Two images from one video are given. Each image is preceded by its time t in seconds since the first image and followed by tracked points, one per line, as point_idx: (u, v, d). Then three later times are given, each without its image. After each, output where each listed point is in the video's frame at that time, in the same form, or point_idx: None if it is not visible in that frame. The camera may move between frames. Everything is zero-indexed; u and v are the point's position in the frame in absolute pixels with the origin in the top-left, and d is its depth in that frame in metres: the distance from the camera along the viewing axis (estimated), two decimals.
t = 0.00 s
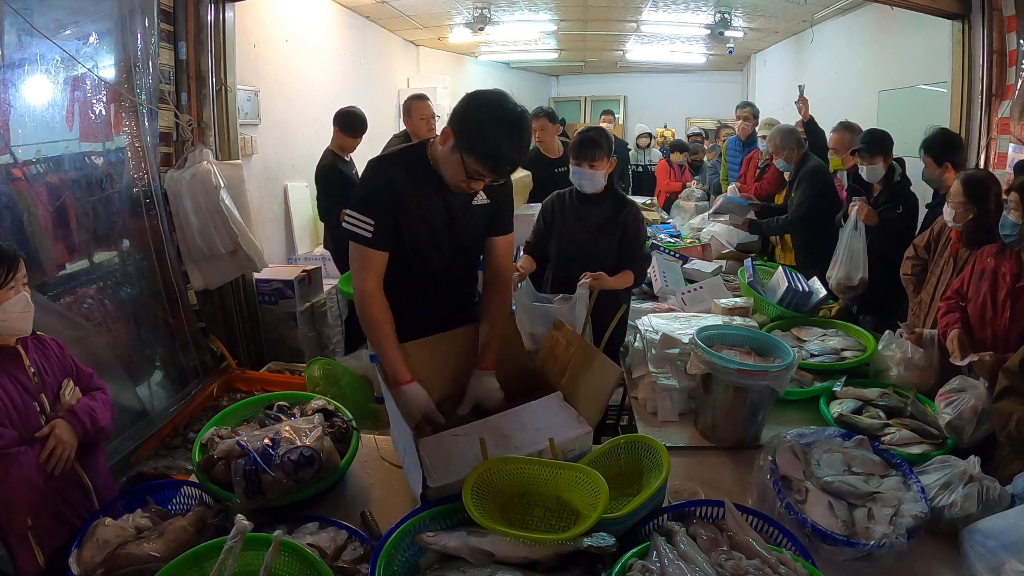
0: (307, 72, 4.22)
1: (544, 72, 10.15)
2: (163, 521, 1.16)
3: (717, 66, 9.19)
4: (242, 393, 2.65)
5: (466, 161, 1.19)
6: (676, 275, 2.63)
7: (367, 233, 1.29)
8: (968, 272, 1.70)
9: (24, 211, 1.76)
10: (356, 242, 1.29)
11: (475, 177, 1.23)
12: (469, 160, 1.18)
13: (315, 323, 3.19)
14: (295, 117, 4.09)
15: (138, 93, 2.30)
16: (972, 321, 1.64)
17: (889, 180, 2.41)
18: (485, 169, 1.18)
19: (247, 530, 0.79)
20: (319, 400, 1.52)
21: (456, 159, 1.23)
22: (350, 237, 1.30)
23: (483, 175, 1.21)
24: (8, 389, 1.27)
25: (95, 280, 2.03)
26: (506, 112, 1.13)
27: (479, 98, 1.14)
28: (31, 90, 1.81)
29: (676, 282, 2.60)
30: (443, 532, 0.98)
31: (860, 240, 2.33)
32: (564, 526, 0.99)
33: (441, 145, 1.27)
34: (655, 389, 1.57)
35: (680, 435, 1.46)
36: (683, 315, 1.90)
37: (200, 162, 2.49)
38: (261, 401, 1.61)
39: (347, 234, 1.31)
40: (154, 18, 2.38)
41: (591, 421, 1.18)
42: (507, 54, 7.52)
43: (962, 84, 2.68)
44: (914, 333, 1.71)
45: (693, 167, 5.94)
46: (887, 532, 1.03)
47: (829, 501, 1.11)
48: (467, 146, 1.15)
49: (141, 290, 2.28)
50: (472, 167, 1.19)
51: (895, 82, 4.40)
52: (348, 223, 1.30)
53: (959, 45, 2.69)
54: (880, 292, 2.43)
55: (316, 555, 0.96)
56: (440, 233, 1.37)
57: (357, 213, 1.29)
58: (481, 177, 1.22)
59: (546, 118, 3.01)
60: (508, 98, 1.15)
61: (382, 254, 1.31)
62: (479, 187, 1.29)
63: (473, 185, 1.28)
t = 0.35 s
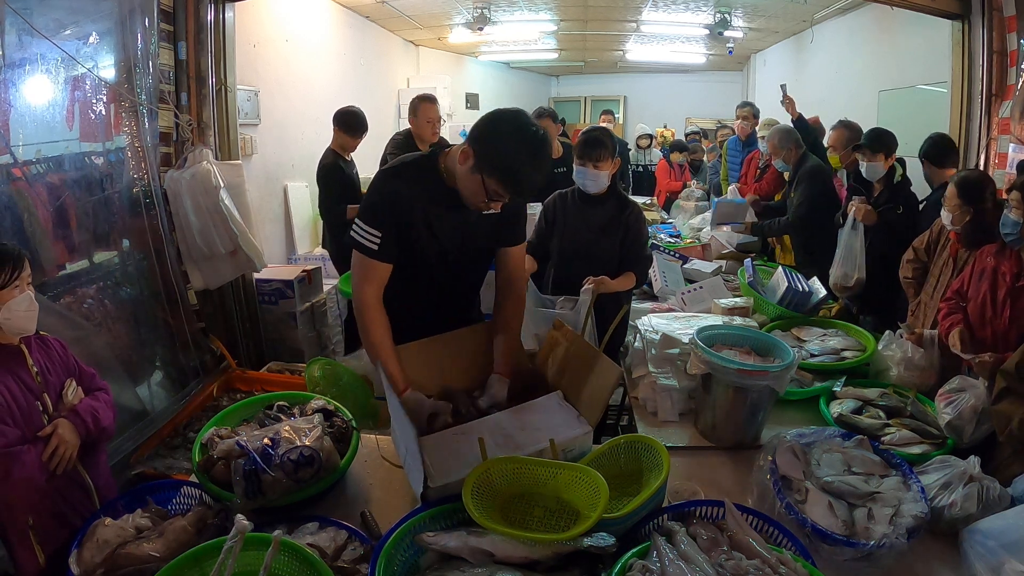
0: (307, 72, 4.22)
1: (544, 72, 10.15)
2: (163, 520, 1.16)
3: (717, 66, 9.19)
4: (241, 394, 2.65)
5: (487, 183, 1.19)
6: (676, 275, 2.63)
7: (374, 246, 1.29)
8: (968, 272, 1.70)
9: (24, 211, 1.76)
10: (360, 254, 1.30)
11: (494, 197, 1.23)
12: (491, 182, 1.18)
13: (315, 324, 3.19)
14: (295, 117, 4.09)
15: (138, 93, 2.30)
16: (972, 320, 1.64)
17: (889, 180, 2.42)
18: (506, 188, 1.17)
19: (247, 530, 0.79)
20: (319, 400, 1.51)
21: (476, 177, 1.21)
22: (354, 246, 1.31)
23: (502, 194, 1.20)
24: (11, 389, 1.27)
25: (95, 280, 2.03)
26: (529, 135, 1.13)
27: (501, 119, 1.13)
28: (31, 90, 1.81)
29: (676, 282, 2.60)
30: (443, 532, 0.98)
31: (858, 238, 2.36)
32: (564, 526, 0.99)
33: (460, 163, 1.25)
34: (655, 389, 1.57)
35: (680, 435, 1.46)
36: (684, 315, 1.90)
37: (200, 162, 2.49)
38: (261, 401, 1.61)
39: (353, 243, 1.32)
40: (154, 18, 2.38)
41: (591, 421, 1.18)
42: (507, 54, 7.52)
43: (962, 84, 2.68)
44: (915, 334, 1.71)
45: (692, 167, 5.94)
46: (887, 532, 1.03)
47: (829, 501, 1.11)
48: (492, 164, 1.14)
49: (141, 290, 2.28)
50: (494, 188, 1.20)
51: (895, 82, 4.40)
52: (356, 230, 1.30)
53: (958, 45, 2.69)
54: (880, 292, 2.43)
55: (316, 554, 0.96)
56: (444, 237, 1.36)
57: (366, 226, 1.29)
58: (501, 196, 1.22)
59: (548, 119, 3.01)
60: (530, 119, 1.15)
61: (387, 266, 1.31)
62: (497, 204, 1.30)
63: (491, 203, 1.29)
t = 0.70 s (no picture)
0: (307, 72, 4.21)
1: (544, 72, 10.15)
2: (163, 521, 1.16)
3: (717, 66, 9.18)
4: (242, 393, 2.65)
5: (482, 191, 1.19)
6: (676, 275, 2.63)
7: (371, 253, 1.30)
8: (968, 272, 1.70)
9: (24, 211, 1.76)
10: (358, 260, 1.31)
11: (490, 204, 1.23)
12: (485, 190, 1.18)
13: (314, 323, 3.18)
14: (295, 117, 4.09)
15: (138, 93, 2.30)
16: (972, 320, 1.64)
17: (890, 181, 2.43)
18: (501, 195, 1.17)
19: (247, 530, 0.79)
20: (319, 400, 1.51)
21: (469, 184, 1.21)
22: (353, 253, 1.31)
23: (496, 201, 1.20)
24: (15, 388, 1.27)
25: (95, 280, 2.03)
26: (523, 141, 1.12)
27: (493, 127, 1.13)
28: (32, 90, 1.81)
29: (676, 282, 2.60)
30: (443, 532, 0.98)
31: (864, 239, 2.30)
32: (564, 526, 0.99)
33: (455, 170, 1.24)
34: (655, 389, 1.57)
35: (680, 435, 1.46)
36: (684, 315, 1.90)
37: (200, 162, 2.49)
38: (261, 401, 1.61)
39: (351, 249, 1.32)
40: (154, 18, 2.38)
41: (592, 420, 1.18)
42: (507, 54, 7.52)
43: (962, 83, 2.67)
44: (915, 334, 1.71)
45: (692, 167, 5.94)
46: (887, 532, 1.03)
47: (829, 501, 1.11)
48: (484, 171, 1.14)
49: (141, 290, 2.28)
50: (489, 196, 1.19)
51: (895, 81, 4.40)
52: (354, 237, 1.31)
53: (958, 45, 2.69)
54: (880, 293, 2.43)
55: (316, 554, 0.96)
56: (440, 238, 1.35)
57: (362, 231, 1.30)
58: (496, 204, 1.22)
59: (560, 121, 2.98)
60: (523, 124, 1.14)
61: (384, 272, 1.32)
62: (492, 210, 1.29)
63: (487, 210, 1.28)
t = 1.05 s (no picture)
0: (307, 71, 4.22)
1: (543, 71, 10.15)
2: (163, 521, 1.16)
3: (717, 66, 9.19)
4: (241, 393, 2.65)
5: (500, 159, 1.25)
6: (676, 275, 2.63)
7: (393, 245, 1.29)
8: (968, 272, 1.70)
9: (24, 211, 1.76)
10: (375, 252, 1.30)
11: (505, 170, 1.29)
12: (503, 157, 1.24)
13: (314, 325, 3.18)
14: (295, 117, 4.09)
15: (138, 92, 2.30)
16: (971, 320, 1.64)
17: (887, 182, 2.44)
18: (517, 155, 1.24)
19: (247, 530, 0.79)
20: (319, 400, 1.51)
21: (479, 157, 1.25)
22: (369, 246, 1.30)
23: (513, 164, 1.26)
24: (16, 387, 1.27)
25: (95, 280, 2.03)
26: (525, 100, 1.21)
27: (496, 97, 1.20)
28: (31, 90, 1.81)
29: (676, 281, 2.60)
30: (443, 532, 0.98)
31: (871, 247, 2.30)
32: (565, 526, 0.99)
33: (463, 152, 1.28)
34: (655, 389, 1.57)
35: (681, 435, 1.46)
36: (684, 315, 1.90)
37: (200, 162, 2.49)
38: (260, 401, 1.61)
39: (369, 244, 1.31)
40: (154, 18, 2.38)
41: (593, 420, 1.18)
42: (507, 54, 7.52)
43: (962, 83, 2.68)
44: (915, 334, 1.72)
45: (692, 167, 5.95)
46: (887, 532, 1.03)
47: (829, 501, 1.11)
48: (499, 140, 1.20)
49: (141, 290, 2.28)
50: (507, 162, 1.26)
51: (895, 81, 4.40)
52: (372, 234, 1.30)
53: (958, 45, 2.69)
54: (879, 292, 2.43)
55: (316, 555, 0.96)
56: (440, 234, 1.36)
57: (380, 225, 1.29)
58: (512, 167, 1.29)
59: (565, 122, 2.99)
60: (516, 89, 1.23)
61: (403, 261, 1.31)
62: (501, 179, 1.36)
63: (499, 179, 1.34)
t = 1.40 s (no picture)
0: (307, 71, 4.22)
1: (543, 72, 10.15)
2: (163, 521, 1.16)
3: (717, 66, 9.19)
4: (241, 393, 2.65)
5: (499, 131, 1.33)
6: (676, 275, 2.63)
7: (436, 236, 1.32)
8: (966, 273, 1.70)
9: (24, 212, 1.76)
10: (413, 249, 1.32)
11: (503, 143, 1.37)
12: (501, 128, 1.32)
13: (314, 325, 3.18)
14: (295, 117, 4.09)
15: (138, 93, 2.30)
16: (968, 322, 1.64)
17: (887, 183, 2.46)
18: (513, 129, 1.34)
19: (246, 530, 0.79)
20: (319, 400, 1.51)
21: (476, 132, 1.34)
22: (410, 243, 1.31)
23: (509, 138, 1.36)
24: (16, 387, 1.27)
25: (94, 280, 2.03)
26: (510, 76, 1.31)
27: (483, 75, 1.29)
28: (31, 90, 1.81)
29: (676, 281, 2.60)
30: (442, 533, 0.98)
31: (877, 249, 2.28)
32: (564, 526, 0.98)
33: (461, 134, 1.35)
34: (655, 390, 1.57)
35: (680, 435, 1.46)
36: (684, 315, 1.90)
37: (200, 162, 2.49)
38: (260, 401, 1.61)
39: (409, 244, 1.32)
40: (154, 18, 2.38)
41: (592, 421, 1.18)
42: (507, 54, 7.52)
43: (962, 84, 2.67)
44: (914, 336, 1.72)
45: (692, 167, 5.95)
46: (887, 532, 1.03)
47: (828, 501, 1.11)
48: (495, 110, 1.29)
49: (141, 290, 2.28)
50: (505, 133, 1.34)
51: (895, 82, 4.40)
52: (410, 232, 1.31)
53: (958, 45, 2.69)
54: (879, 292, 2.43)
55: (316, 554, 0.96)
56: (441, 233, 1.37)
57: (416, 223, 1.31)
58: (509, 139, 1.37)
59: (566, 123, 2.98)
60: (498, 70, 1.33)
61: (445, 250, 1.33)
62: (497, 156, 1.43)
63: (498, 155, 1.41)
